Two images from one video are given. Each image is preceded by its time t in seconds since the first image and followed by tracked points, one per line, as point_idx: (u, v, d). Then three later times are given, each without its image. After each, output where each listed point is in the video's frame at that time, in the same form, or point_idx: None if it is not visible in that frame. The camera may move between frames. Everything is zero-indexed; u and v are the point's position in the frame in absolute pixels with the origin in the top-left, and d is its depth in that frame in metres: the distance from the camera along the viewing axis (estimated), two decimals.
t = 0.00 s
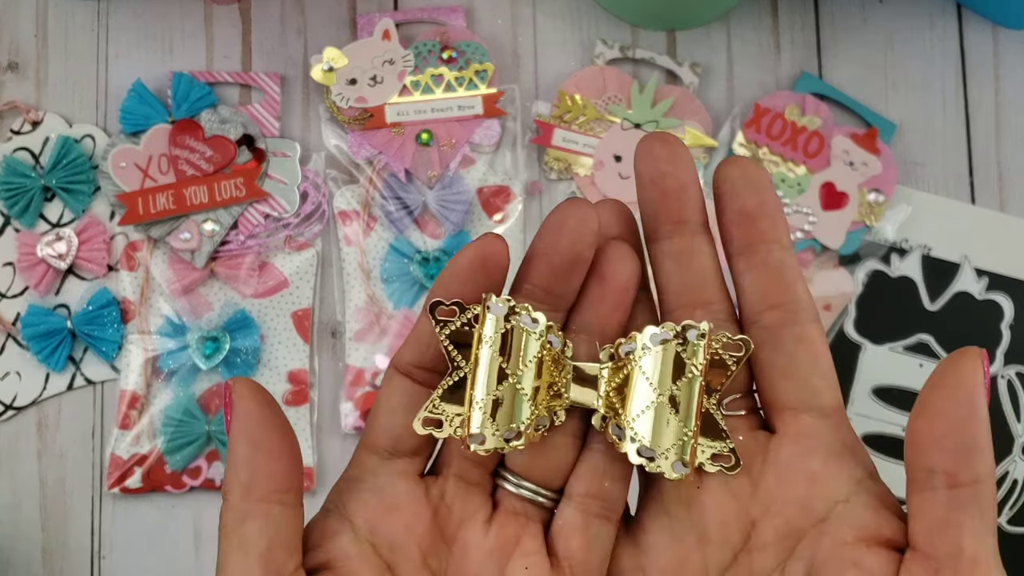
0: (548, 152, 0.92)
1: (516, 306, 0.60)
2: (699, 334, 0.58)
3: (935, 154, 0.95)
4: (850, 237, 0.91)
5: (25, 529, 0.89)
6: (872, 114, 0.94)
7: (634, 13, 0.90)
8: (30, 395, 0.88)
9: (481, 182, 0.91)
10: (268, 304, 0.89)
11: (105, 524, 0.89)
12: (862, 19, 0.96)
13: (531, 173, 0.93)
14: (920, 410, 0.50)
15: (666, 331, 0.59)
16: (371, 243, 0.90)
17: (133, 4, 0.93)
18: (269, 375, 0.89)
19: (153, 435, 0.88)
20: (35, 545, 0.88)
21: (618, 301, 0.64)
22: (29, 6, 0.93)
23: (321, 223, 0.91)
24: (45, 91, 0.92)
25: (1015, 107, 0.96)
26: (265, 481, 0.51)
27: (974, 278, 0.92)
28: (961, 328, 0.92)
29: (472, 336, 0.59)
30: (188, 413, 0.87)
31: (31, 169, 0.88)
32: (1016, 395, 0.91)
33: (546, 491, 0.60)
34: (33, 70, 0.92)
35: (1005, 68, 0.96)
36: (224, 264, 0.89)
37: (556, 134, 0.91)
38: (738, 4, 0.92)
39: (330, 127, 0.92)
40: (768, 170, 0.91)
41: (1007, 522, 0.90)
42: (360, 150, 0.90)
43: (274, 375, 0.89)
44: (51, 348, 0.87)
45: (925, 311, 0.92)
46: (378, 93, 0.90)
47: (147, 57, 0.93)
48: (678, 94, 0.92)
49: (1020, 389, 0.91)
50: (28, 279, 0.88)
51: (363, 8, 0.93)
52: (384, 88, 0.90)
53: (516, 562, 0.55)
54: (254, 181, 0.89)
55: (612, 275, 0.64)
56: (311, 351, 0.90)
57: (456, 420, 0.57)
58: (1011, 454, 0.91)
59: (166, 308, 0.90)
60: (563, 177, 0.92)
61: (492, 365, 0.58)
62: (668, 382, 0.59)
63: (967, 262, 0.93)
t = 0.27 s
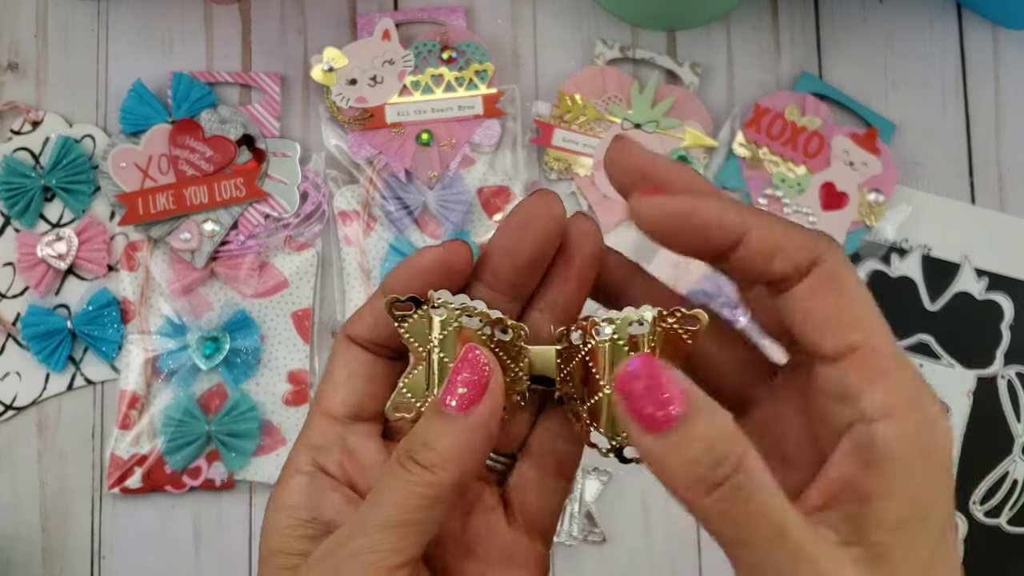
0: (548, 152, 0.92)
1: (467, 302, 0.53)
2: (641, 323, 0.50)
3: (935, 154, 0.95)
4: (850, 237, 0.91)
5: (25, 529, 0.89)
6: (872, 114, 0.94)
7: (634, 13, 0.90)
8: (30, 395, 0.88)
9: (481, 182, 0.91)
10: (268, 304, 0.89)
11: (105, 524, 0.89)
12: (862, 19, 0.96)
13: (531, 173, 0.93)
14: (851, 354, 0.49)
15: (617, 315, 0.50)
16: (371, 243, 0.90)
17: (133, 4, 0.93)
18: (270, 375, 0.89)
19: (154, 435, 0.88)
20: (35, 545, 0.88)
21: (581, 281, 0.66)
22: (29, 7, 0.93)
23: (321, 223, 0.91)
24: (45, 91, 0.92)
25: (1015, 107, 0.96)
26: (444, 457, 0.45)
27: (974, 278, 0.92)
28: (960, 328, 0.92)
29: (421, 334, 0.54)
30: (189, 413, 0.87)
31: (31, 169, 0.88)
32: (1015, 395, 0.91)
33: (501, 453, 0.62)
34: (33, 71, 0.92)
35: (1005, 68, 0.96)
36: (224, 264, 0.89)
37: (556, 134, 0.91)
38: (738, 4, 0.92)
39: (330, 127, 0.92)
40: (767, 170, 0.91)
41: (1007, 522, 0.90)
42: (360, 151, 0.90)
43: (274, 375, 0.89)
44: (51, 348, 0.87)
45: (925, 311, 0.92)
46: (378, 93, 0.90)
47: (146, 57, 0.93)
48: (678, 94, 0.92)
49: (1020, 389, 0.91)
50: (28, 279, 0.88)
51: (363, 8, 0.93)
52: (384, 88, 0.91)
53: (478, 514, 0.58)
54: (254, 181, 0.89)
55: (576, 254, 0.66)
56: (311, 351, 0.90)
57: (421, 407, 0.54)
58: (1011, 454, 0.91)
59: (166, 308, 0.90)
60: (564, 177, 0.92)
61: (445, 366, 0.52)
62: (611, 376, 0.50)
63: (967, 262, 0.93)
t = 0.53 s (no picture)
0: (547, 153, 0.92)
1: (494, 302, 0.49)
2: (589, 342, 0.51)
3: (932, 155, 0.95)
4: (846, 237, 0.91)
5: (27, 528, 0.89)
6: (869, 116, 0.94)
7: (633, 15, 0.91)
8: (33, 394, 0.89)
9: (481, 182, 0.92)
10: (269, 304, 0.90)
11: (107, 523, 0.89)
12: (859, 21, 0.96)
13: (530, 174, 0.93)
14: (794, 228, 0.44)
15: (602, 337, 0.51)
16: (372, 244, 0.91)
17: (135, 6, 0.94)
18: (271, 374, 0.90)
19: (156, 434, 0.89)
20: (38, 544, 0.89)
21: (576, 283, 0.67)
22: (32, 9, 0.93)
23: (322, 223, 0.91)
24: (47, 93, 0.93)
25: (1011, 108, 0.96)
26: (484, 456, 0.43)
27: (971, 278, 0.93)
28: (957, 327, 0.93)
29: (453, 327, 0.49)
30: (191, 412, 0.88)
31: (34, 170, 0.89)
32: (1012, 394, 0.92)
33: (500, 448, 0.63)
34: (36, 72, 0.93)
35: (1001, 70, 0.97)
36: (226, 264, 0.90)
37: (556, 135, 0.92)
38: (736, 6, 0.93)
39: (331, 128, 0.92)
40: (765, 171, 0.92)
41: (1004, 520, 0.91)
42: (361, 151, 0.91)
43: (275, 375, 0.90)
44: (54, 347, 0.88)
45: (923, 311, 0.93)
46: (379, 94, 0.91)
47: (149, 59, 0.93)
48: (676, 95, 0.92)
49: (1016, 388, 0.92)
50: (31, 279, 0.89)
51: (364, 10, 0.94)
52: (384, 89, 0.91)
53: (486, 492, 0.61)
54: (256, 182, 0.90)
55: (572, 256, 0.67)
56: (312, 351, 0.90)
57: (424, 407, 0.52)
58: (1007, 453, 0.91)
59: (168, 308, 0.91)
60: (563, 177, 0.92)
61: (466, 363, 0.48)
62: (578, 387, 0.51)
63: (964, 262, 0.93)
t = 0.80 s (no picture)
0: (547, 153, 0.92)
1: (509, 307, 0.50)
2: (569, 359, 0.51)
3: (932, 155, 0.95)
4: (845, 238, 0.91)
5: (28, 528, 0.89)
6: (869, 116, 0.94)
7: (633, 15, 0.91)
8: (33, 394, 0.89)
9: (481, 182, 0.92)
10: (270, 304, 0.90)
11: (108, 523, 0.89)
12: (859, 21, 0.96)
13: (531, 174, 0.93)
14: (806, 187, 0.47)
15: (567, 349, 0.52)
16: (372, 244, 0.91)
17: (135, 6, 0.94)
18: (271, 374, 0.90)
19: (156, 434, 0.89)
20: (38, 544, 0.89)
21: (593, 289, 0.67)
22: (31, 9, 0.93)
23: (322, 223, 0.91)
24: (47, 93, 0.93)
25: (1011, 107, 0.96)
26: (500, 452, 0.46)
27: (970, 278, 0.93)
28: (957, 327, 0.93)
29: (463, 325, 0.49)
30: (191, 412, 0.88)
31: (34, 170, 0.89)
32: (1011, 394, 0.92)
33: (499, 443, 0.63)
34: (36, 72, 0.93)
35: (1001, 70, 0.97)
36: (226, 264, 0.90)
37: (556, 135, 0.92)
38: (736, 6, 0.93)
39: (331, 128, 0.92)
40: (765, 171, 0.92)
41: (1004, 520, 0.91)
42: (361, 151, 0.91)
43: (275, 374, 0.90)
44: (54, 347, 0.88)
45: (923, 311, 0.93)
46: (379, 94, 0.91)
47: (149, 59, 0.93)
48: (677, 95, 0.92)
49: (1016, 388, 0.92)
50: (31, 279, 0.89)
51: (364, 10, 0.94)
52: (384, 89, 0.91)
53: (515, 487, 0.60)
54: (256, 182, 0.90)
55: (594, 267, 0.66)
56: (312, 351, 0.90)
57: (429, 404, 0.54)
58: (1007, 452, 0.91)
59: (169, 307, 0.91)
60: (563, 177, 0.92)
61: (476, 360, 0.49)
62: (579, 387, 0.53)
63: (963, 262, 0.93)
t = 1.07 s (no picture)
0: (547, 152, 0.92)
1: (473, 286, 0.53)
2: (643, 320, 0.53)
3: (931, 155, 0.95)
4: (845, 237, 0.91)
5: (28, 528, 0.89)
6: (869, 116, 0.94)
7: (633, 15, 0.91)
8: (33, 394, 0.89)
9: (481, 182, 0.92)
10: (270, 304, 0.90)
11: (108, 523, 0.89)
12: (859, 21, 0.96)
13: (531, 174, 0.93)
14: None
15: (620, 311, 0.53)
16: (372, 244, 0.91)
17: (135, 6, 0.94)
18: (271, 375, 0.89)
19: (156, 434, 0.89)
20: (38, 544, 0.89)
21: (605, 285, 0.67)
22: (31, 9, 0.93)
23: (322, 223, 0.91)
24: (48, 93, 0.93)
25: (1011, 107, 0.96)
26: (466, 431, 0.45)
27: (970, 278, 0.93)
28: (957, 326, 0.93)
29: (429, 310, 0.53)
30: (191, 412, 0.88)
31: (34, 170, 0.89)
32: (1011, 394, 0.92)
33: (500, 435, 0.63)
34: (36, 72, 0.93)
35: (1001, 70, 0.97)
36: (226, 264, 0.90)
37: (556, 135, 0.92)
38: (736, 6, 0.93)
39: (331, 128, 0.92)
40: (765, 171, 0.92)
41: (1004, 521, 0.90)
42: (361, 152, 0.91)
43: (275, 375, 0.89)
44: (54, 347, 0.88)
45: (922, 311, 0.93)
46: (379, 94, 0.91)
47: (149, 59, 0.93)
48: (677, 95, 0.92)
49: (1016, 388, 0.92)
50: (31, 279, 0.89)
51: (364, 10, 0.94)
52: (384, 89, 0.91)
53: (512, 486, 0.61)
54: (256, 182, 0.90)
55: (607, 261, 0.67)
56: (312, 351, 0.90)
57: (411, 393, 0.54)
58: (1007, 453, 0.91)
59: (168, 308, 0.90)
60: (563, 177, 0.92)
61: (448, 342, 0.52)
62: (612, 359, 0.54)
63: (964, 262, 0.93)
